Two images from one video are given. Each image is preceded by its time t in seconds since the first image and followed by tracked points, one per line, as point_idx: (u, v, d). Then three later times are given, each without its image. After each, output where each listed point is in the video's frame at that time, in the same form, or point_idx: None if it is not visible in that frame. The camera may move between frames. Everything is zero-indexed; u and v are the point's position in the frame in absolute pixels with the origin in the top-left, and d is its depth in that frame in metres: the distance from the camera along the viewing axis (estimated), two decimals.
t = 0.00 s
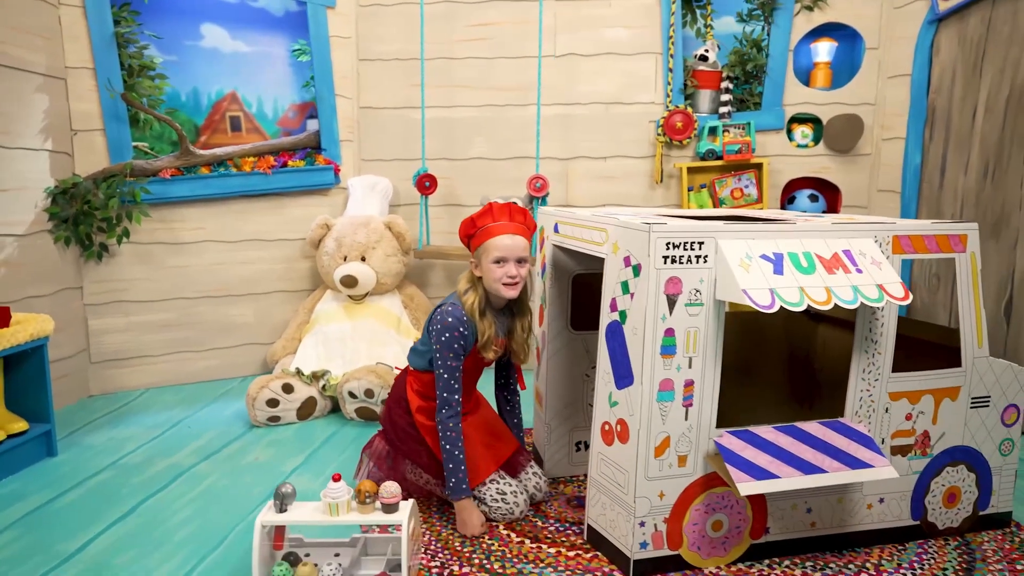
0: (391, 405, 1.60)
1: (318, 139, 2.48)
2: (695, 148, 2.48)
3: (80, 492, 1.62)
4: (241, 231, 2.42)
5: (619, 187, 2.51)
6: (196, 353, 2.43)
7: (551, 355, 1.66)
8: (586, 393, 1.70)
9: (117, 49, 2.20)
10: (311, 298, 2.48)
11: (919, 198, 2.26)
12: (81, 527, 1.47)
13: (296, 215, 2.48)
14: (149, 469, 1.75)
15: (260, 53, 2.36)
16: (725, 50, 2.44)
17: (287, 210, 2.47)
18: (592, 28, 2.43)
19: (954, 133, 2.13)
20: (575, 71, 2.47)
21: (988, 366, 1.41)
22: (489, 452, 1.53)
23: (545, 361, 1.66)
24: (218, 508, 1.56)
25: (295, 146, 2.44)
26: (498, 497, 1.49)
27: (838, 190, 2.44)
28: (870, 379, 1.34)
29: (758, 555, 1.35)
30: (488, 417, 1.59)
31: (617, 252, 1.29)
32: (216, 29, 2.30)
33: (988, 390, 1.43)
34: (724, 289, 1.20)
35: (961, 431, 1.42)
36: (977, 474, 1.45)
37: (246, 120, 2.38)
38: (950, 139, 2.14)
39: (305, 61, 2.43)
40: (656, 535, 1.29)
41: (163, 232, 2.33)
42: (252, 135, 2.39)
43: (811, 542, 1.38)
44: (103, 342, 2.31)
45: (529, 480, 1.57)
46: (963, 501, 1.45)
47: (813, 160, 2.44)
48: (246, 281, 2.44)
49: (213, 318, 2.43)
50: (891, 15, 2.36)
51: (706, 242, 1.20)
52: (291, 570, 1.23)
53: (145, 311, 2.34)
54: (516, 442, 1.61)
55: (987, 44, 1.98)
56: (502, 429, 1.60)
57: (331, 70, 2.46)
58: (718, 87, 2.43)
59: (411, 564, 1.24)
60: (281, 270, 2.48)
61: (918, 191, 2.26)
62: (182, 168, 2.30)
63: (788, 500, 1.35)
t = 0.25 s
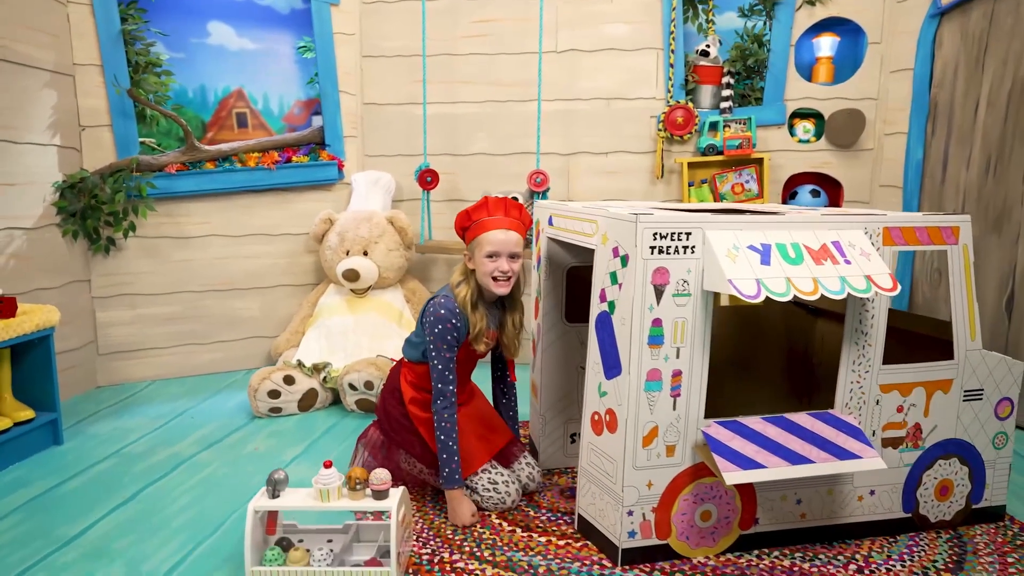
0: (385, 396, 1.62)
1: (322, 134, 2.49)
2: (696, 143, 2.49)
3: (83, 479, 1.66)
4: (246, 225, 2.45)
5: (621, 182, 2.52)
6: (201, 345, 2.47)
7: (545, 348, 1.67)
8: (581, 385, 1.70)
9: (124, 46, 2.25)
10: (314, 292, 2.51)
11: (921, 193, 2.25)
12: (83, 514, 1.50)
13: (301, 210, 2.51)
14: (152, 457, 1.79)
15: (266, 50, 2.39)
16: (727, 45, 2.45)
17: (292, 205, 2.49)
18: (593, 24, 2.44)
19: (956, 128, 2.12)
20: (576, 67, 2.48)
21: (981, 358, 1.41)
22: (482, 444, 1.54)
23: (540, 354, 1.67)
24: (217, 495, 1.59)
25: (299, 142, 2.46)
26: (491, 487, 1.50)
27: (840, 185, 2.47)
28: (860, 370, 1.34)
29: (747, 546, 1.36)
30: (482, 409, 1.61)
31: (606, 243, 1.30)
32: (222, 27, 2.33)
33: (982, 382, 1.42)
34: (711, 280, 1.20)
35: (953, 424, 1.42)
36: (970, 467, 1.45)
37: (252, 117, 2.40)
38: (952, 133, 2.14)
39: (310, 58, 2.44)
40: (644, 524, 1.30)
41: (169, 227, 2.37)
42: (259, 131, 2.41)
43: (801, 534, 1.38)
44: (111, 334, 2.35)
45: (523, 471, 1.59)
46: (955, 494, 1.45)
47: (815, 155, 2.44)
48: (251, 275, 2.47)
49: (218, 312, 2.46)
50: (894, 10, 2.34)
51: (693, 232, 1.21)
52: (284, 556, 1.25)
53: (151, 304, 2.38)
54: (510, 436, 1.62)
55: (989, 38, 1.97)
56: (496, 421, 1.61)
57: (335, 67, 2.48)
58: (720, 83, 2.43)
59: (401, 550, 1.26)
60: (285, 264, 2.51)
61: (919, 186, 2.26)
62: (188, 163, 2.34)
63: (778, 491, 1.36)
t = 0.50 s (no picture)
0: (383, 387, 1.63)
1: (327, 129, 2.49)
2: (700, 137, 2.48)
3: (86, 467, 1.68)
4: (252, 219, 2.46)
5: (624, 177, 2.51)
6: (207, 338, 2.49)
7: (542, 341, 1.67)
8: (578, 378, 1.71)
9: (130, 41, 2.28)
10: (319, 286, 2.51)
11: (927, 187, 2.23)
12: (84, 501, 1.53)
13: (306, 204, 2.51)
14: (154, 447, 1.81)
15: (272, 45, 2.40)
16: (731, 39, 2.43)
17: (296, 199, 2.50)
18: (596, 19, 2.44)
19: (963, 122, 2.10)
20: (580, 61, 2.47)
21: (981, 353, 1.40)
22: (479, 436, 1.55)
23: (537, 347, 1.67)
24: (217, 485, 1.61)
25: (303, 137, 2.47)
26: (487, 478, 1.51)
27: (846, 181, 2.41)
28: (856, 364, 1.33)
29: (741, 539, 1.36)
30: (480, 401, 1.61)
31: (599, 235, 1.30)
32: (229, 22, 2.35)
33: (981, 377, 1.41)
34: (703, 271, 1.20)
35: (952, 420, 1.41)
36: (968, 463, 1.43)
37: (258, 111, 2.42)
38: (959, 128, 2.11)
39: (315, 53, 2.45)
40: (636, 517, 1.30)
41: (175, 220, 2.40)
42: (265, 126, 2.44)
43: (795, 528, 1.38)
44: (117, 326, 2.39)
45: (519, 463, 1.59)
46: (954, 490, 1.43)
47: (820, 150, 2.42)
48: (256, 269, 2.49)
49: (223, 305, 2.48)
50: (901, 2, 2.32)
51: (686, 224, 1.21)
52: (278, 543, 1.27)
53: (157, 297, 2.41)
54: (508, 428, 1.63)
55: (997, 31, 1.95)
56: (494, 413, 1.61)
57: (339, 62, 2.47)
58: (723, 77, 2.42)
59: (393, 540, 1.26)
60: (289, 258, 2.52)
61: (926, 180, 2.24)
62: (193, 157, 2.36)
63: (772, 485, 1.35)
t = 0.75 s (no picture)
0: (386, 380, 1.65)
1: (336, 124, 2.50)
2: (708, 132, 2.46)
3: (97, 457, 1.71)
4: (262, 214, 2.49)
5: (632, 172, 2.51)
6: (218, 332, 2.52)
7: (545, 335, 1.68)
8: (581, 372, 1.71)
9: (142, 37, 2.31)
10: (327, 281, 2.53)
11: (939, 182, 2.21)
12: (93, 490, 1.55)
13: (315, 199, 2.53)
14: (163, 438, 1.83)
15: (282, 42, 2.41)
16: (740, 33, 2.42)
17: (305, 194, 2.52)
18: (604, 14, 2.43)
19: (975, 116, 2.07)
20: (588, 56, 2.47)
21: (986, 349, 1.38)
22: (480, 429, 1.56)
23: (540, 341, 1.68)
24: (223, 475, 1.63)
25: (313, 132, 2.49)
26: (488, 470, 1.52)
27: (856, 176, 2.42)
28: (858, 359, 1.32)
29: (741, 534, 1.35)
30: (482, 395, 1.62)
31: (599, 229, 1.30)
32: (240, 19, 2.37)
33: (986, 373, 1.39)
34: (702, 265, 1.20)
35: (956, 416, 1.39)
36: (974, 460, 1.41)
37: (268, 107, 2.44)
38: (971, 122, 2.09)
39: (325, 49, 2.46)
40: (635, 510, 1.30)
41: (186, 215, 2.43)
42: (276, 122, 2.46)
43: (797, 523, 1.37)
44: (130, 320, 2.43)
45: (521, 456, 1.61)
46: (959, 487, 1.42)
47: (830, 144, 2.40)
48: (266, 263, 2.52)
49: (233, 299, 2.51)
50: None
51: (684, 218, 1.21)
52: (279, 533, 1.29)
53: (169, 291, 2.45)
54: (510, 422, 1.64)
55: (1010, 23, 1.92)
56: (495, 407, 1.63)
57: (349, 58, 2.48)
58: (732, 71, 2.40)
59: (393, 530, 1.28)
60: (299, 253, 2.55)
61: (937, 175, 2.21)
62: (204, 153, 2.39)
63: (772, 480, 1.35)
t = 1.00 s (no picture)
0: (390, 375, 1.66)
1: (347, 122, 2.52)
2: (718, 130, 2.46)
3: (109, 448, 1.74)
4: (273, 211, 2.52)
5: (641, 170, 2.51)
6: (229, 327, 2.55)
7: (549, 331, 1.67)
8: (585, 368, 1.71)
9: (156, 36, 2.34)
10: (337, 277, 2.55)
11: (951, 180, 2.18)
12: (104, 480, 1.58)
13: (325, 196, 2.55)
14: (173, 430, 1.86)
15: (294, 41, 2.44)
16: (750, 30, 2.41)
17: (316, 191, 2.54)
18: (613, 11, 2.43)
19: (988, 112, 2.04)
20: (597, 54, 2.47)
21: (993, 346, 1.36)
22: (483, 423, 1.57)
23: (544, 337, 1.68)
24: (231, 467, 1.65)
25: (324, 130, 2.50)
26: (491, 464, 1.53)
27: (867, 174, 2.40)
28: (861, 355, 1.31)
29: (742, 530, 1.35)
30: (485, 390, 1.63)
31: (600, 224, 1.31)
32: (254, 18, 2.40)
33: (993, 371, 1.37)
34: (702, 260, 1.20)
35: (962, 414, 1.37)
36: (980, 459, 1.39)
37: (281, 106, 2.47)
38: (984, 118, 2.06)
39: (336, 48, 2.48)
40: (635, 504, 1.30)
41: (198, 212, 2.46)
42: (288, 121, 2.48)
43: (799, 520, 1.37)
44: (143, 315, 2.47)
45: (524, 451, 1.62)
46: (965, 486, 1.40)
47: (840, 142, 2.39)
48: (276, 260, 2.54)
49: (244, 295, 2.54)
50: None
51: (685, 212, 1.21)
52: (283, 523, 1.30)
53: (181, 286, 2.48)
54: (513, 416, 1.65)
55: None
56: (499, 401, 1.64)
57: (360, 57, 2.50)
58: (742, 68, 2.39)
59: (394, 521, 1.29)
60: (310, 250, 2.57)
61: (949, 172, 2.19)
62: (216, 151, 2.42)
63: (774, 476, 1.34)
